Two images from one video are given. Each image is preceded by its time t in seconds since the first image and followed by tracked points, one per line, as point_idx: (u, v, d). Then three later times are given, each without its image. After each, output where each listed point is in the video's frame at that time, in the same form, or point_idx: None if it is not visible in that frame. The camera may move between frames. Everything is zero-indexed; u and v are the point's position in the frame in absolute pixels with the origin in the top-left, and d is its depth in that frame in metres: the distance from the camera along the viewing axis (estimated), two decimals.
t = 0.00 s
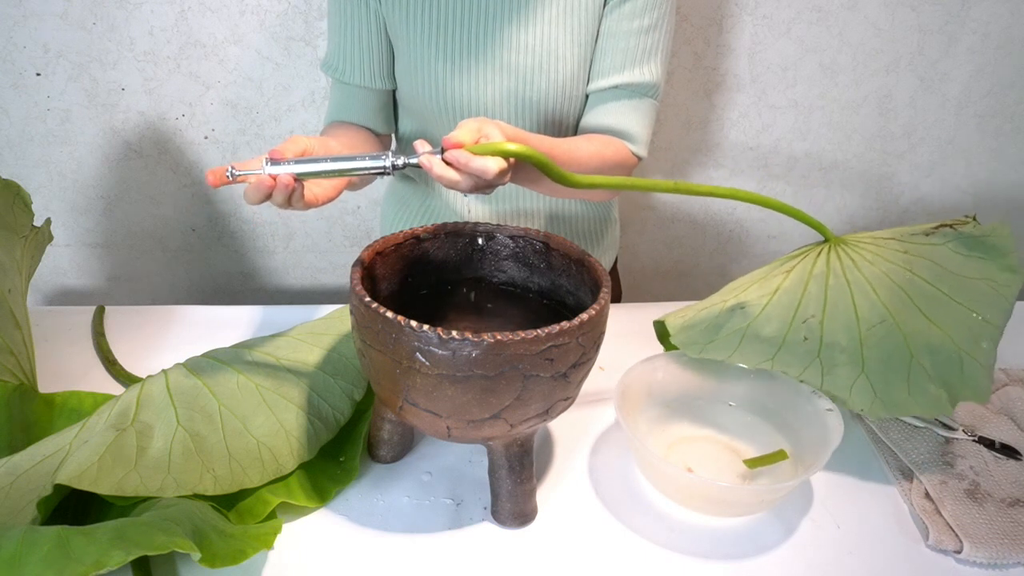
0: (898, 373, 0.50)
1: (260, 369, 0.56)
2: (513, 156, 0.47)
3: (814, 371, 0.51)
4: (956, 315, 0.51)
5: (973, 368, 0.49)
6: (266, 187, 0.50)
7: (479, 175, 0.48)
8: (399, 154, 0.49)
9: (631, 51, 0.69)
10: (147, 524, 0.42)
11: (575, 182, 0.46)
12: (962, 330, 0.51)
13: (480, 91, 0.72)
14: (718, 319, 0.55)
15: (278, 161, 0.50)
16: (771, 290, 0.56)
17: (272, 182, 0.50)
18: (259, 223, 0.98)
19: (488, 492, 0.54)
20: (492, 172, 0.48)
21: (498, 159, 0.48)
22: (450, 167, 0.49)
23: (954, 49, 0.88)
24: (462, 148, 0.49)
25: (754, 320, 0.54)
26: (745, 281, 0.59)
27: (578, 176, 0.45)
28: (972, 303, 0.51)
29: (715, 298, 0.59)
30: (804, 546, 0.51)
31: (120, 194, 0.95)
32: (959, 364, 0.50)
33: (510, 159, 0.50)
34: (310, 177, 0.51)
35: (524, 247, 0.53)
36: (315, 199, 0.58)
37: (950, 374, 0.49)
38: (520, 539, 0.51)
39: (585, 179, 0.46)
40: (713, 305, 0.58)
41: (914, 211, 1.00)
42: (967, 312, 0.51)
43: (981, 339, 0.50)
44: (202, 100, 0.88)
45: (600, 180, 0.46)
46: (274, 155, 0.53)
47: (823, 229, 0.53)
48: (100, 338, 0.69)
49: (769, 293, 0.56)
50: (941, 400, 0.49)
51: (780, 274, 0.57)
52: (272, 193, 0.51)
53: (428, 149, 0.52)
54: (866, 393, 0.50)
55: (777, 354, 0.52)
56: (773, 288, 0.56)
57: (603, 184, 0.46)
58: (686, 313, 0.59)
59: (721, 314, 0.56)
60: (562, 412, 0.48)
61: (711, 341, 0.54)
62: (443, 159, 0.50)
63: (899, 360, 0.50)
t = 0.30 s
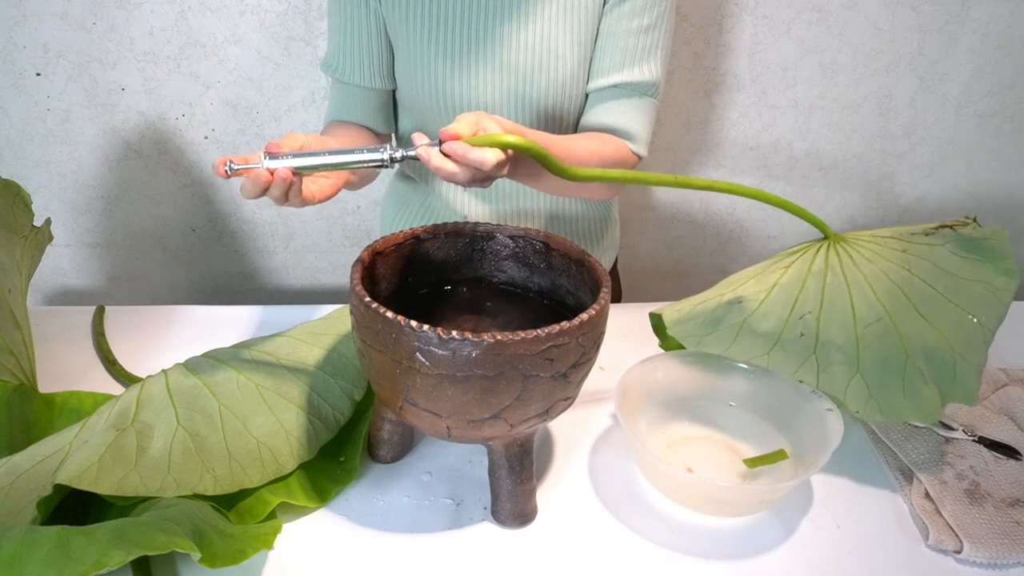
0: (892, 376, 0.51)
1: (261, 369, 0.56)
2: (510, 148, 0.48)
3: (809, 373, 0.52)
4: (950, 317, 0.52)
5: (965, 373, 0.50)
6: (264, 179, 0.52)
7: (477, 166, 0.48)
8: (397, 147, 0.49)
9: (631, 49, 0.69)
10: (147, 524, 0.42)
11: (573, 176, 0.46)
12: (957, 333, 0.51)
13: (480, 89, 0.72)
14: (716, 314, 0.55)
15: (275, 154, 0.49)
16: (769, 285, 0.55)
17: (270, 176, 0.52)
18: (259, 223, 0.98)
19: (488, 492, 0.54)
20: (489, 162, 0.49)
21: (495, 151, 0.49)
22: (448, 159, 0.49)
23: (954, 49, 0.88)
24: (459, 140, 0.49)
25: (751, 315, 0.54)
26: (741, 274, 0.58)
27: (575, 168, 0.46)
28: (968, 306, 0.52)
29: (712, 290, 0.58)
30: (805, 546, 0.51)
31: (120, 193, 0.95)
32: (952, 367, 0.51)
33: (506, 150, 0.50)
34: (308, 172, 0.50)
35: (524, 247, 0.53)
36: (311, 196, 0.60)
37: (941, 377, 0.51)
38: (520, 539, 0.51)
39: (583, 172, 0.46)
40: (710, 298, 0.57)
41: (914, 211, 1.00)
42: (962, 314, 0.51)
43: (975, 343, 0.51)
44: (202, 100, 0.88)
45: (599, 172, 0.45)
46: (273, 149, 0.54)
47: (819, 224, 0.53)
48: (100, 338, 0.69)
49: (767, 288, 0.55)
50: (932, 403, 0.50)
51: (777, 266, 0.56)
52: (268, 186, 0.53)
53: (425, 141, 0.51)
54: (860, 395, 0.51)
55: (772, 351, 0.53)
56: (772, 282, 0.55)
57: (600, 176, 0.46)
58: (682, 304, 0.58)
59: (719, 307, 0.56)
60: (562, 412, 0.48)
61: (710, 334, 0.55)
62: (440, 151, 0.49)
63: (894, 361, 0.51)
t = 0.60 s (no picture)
0: (901, 355, 0.51)
1: (260, 369, 0.56)
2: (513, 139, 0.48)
3: (818, 357, 0.51)
4: (957, 295, 0.51)
5: (973, 350, 0.50)
6: (268, 179, 0.52)
7: (480, 158, 0.49)
8: (400, 141, 0.49)
9: (630, 48, 0.69)
10: (147, 525, 0.42)
11: (577, 165, 0.46)
12: (963, 311, 0.51)
13: (480, 89, 0.72)
14: (723, 299, 0.55)
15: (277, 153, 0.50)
16: (777, 269, 0.54)
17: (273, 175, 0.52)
18: (259, 223, 0.98)
19: (488, 492, 0.54)
20: (492, 154, 0.49)
21: (498, 142, 0.49)
22: (450, 151, 0.49)
23: (954, 49, 0.88)
24: (462, 132, 0.49)
25: (759, 301, 0.53)
26: (748, 260, 0.57)
27: (579, 159, 0.46)
28: (974, 284, 0.51)
29: (717, 276, 0.57)
30: (805, 546, 0.51)
31: (120, 193, 0.95)
32: (958, 345, 0.51)
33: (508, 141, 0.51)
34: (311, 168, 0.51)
35: (524, 247, 0.53)
36: (313, 194, 0.60)
37: (949, 355, 0.51)
38: (520, 539, 0.51)
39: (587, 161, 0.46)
40: (716, 282, 0.56)
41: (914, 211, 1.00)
42: (968, 292, 0.51)
43: (982, 321, 0.51)
44: (202, 99, 0.88)
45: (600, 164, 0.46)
46: (274, 147, 0.54)
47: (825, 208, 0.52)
48: (100, 338, 0.69)
49: (774, 272, 0.54)
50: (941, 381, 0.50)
51: (783, 249, 0.55)
52: (271, 185, 0.53)
53: (428, 134, 0.51)
54: (869, 377, 0.51)
55: (780, 337, 0.52)
56: (779, 266, 0.54)
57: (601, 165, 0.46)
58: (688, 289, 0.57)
59: (726, 292, 0.55)
60: (562, 412, 0.48)
61: (715, 325, 0.54)
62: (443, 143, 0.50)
63: (902, 340, 0.51)
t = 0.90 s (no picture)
0: (919, 351, 0.48)
1: (260, 369, 0.56)
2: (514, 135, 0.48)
3: (831, 356, 0.49)
4: (977, 286, 0.48)
5: (995, 343, 0.47)
6: (271, 180, 0.52)
7: (482, 154, 0.49)
8: (401, 141, 0.49)
9: (631, 49, 0.69)
10: (147, 524, 0.42)
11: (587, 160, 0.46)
12: (983, 303, 0.48)
13: (480, 89, 0.72)
14: (731, 297, 0.52)
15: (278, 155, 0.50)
16: (787, 264, 0.51)
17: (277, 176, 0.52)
18: (259, 223, 0.98)
19: (488, 492, 0.54)
20: (494, 152, 0.49)
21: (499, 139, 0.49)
22: (452, 149, 0.49)
23: (954, 49, 0.88)
24: (462, 130, 0.49)
25: (770, 297, 0.51)
26: (757, 256, 0.55)
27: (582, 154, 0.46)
28: (996, 275, 0.48)
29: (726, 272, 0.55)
30: (805, 546, 0.51)
31: (120, 193, 0.95)
32: (978, 338, 0.48)
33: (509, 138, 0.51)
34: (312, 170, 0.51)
35: (524, 247, 0.53)
36: (316, 195, 0.60)
37: (969, 349, 0.48)
38: (520, 539, 0.51)
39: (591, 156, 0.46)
40: (724, 278, 0.54)
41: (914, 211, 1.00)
42: (988, 283, 0.48)
43: (1001, 311, 0.47)
44: (202, 100, 0.88)
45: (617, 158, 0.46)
46: (277, 149, 0.54)
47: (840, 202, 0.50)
48: (100, 338, 0.69)
49: (784, 267, 0.51)
50: (962, 378, 0.48)
51: (795, 243, 0.53)
52: (275, 186, 0.53)
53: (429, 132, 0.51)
54: (886, 373, 0.49)
55: (792, 335, 0.50)
56: (789, 262, 0.51)
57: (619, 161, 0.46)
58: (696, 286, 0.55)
59: (734, 289, 0.52)
60: (562, 412, 0.48)
61: (721, 325, 0.51)
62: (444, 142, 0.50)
63: (919, 335, 0.48)
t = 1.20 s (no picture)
0: (923, 340, 0.48)
1: (260, 369, 0.56)
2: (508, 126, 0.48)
3: (832, 346, 0.49)
4: (982, 274, 0.48)
5: (1002, 331, 0.47)
6: (267, 176, 0.52)
7: (475, 146, 0.49)
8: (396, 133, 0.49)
9: (628, 47, 0.68)
10: (147, 524, 0.42)
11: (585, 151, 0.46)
12: (989, 291, 0.48)
13: (479, 89, 0.72)
14: (732, 287, 0.52)
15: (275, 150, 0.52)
16: (788, 253, 0.51)
17: (274, 173, 0.52)
18: (259, 223, 0.98)
19: (488, 492, 0.54)
20: (487, 141, 0.49)
21: (492, 129, 0.49)
22: (445, 140, 0.49)
23: (954, 49, 0.88)
24: (456, 121, 0.49)
25: (770, 288, 0.51)
26: (758, 248, 0.55)
27: (577, 144, 0.46)
28: (1002, 263, 0.48)
29: (727, 263, 0.55)
30: (805, 546, 0.51)
31: (120, 193, 0.95)
32: (984, 327, 0.47)
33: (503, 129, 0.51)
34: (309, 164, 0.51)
35: (524, 247, 0.53)
36: (313, 191, 0.60)
37: (975, 338, 0.48)
38: (520, 539, 0.51)
39: (589, 147, 0.47)
40: (725, 270, 0.54)
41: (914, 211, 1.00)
42: (995, 271, 0.48)
43: (1008, 299, 0.47)
44: (202, 99, 0.88)
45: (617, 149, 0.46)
46: (271, 146, 0.54)
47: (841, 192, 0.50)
48: (100, 338, 0.69)
49: (786, 256, 0.51)
50: (968, 367, 0.47)
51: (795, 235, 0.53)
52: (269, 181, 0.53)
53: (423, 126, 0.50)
54: (888, 363, 0.48)
55: (792, 326, 0.50)
56: (790, 251, 0.51)
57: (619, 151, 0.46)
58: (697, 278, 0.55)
59: (735, 280, 0.52)
60: (562, 412, 0.48)
61: (720, 319, 0.52)
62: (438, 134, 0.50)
63: (923, 325, 0.48)
